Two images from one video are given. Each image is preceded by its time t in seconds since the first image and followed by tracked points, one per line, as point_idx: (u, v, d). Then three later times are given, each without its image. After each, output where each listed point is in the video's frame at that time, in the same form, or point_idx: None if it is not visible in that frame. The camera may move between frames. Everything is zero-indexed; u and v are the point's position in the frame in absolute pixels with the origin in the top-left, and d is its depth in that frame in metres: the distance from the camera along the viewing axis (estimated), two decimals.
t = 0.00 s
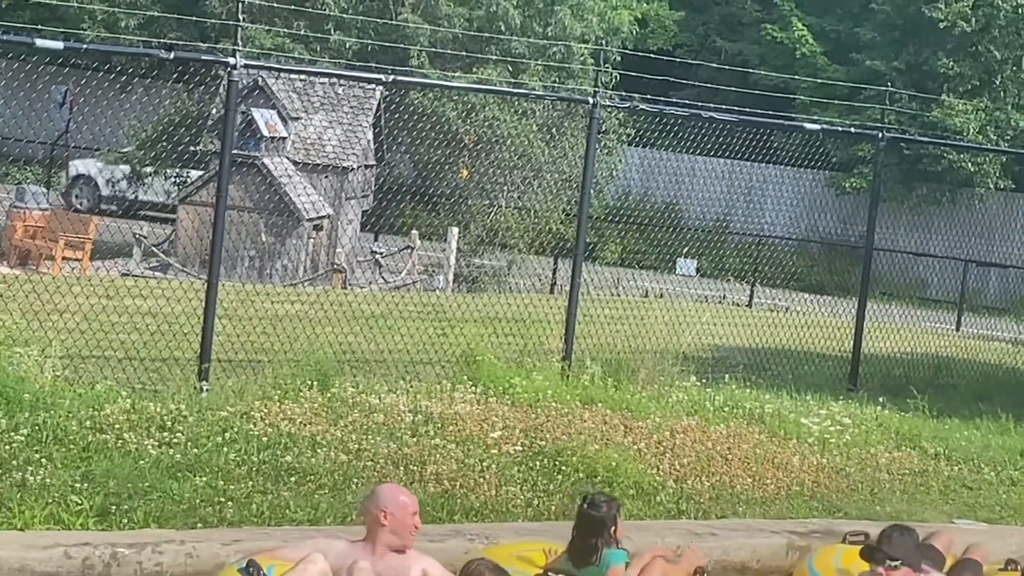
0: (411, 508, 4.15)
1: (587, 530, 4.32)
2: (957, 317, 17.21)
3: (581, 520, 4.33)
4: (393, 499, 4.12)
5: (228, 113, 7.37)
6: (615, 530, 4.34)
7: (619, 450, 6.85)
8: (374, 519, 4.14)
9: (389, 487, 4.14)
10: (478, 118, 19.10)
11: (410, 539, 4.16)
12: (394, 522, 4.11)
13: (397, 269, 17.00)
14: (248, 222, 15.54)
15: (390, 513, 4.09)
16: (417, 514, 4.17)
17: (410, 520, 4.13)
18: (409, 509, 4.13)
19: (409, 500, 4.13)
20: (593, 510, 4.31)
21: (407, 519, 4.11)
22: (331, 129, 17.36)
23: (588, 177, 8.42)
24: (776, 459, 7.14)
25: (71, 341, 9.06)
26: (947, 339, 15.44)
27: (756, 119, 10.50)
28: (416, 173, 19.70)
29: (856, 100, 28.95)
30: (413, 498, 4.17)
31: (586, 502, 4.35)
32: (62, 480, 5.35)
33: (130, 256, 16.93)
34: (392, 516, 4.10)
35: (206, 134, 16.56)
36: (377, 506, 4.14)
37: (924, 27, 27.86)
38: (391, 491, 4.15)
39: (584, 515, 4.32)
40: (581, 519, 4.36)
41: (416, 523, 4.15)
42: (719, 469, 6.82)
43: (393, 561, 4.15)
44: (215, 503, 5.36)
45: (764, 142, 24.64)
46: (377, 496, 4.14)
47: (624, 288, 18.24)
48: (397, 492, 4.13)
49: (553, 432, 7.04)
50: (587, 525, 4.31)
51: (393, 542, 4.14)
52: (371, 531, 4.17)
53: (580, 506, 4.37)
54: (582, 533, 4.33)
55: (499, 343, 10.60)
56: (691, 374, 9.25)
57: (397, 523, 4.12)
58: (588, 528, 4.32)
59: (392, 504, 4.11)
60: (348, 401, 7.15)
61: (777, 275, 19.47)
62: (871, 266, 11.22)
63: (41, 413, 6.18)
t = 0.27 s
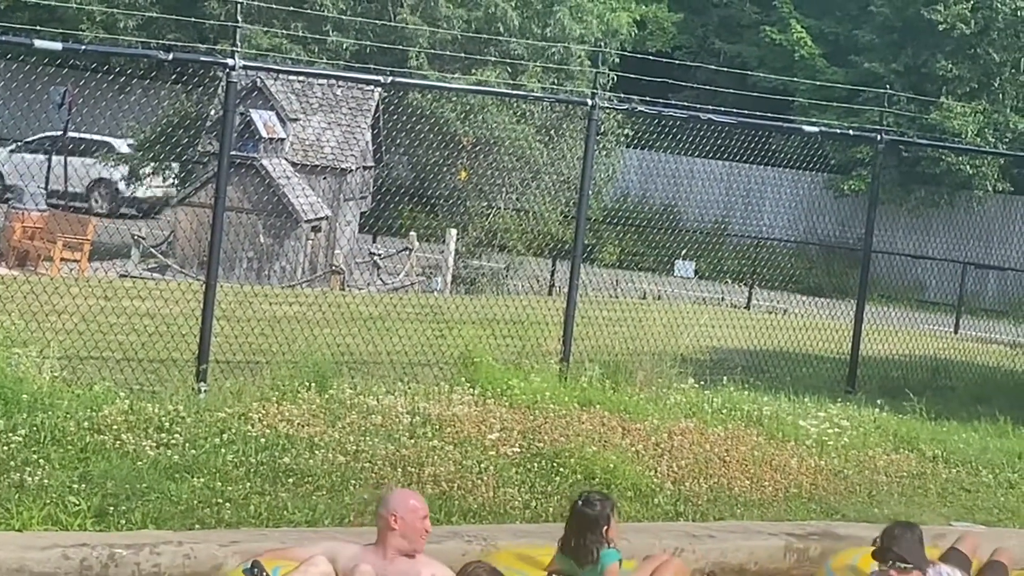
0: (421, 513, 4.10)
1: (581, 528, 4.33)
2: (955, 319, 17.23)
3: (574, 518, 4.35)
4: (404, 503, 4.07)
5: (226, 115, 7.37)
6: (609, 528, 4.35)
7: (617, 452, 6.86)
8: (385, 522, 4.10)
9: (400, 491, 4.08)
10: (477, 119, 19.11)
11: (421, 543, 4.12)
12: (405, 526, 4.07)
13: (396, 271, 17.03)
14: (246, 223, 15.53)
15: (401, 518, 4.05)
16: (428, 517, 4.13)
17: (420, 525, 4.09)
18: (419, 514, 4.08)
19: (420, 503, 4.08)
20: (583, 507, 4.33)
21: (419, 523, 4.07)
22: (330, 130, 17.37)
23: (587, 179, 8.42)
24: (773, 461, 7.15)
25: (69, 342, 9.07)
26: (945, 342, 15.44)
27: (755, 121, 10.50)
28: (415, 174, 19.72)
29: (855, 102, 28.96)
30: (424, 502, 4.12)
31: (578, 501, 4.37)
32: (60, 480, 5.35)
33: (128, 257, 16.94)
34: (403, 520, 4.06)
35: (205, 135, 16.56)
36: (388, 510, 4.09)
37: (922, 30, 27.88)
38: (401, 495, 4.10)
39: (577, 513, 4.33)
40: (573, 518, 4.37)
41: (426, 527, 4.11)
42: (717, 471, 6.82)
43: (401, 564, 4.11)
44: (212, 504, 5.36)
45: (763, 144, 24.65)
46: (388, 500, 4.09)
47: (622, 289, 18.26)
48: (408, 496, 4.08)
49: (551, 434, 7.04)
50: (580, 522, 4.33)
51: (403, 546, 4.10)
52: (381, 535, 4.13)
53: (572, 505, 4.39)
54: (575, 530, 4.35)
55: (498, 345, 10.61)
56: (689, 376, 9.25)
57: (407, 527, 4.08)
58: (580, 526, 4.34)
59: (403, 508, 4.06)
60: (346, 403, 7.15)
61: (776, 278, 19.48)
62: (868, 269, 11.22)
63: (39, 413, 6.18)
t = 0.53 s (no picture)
0: (428, 520, 4.11)
1: (581, 529, 4.36)
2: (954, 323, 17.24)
3: (576, 519, 4.38)
4: (410, 508, 4.08)
5: (226, 117, 7.37)
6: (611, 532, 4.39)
7: (615, 454, 6.86)
8: (389, 528, 4.11)
9: (408, 494, 4.10)
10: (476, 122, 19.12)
11: (425, 550, 4.12)
12: (408, 531, 4.07)
13: (394, 273, 17.05)
14: (245, 226, 15.55)
15: (404, 522, 4.06)
16: (433, 525, 4.14)
17: (424, 531, 4.09)
18: (425, 520, 4.09)
19: (425, 509, 4.09)
20: (586, 508, 4.37)
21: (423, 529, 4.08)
22: (329, 132, 17.38)
23: (586, 182, 8.43)
24: (772, 464, 7.16)
25: (68, 344, 9.08)
26: (943, 345, 15.45)
27: (754, 123, 10.50)
28: (414, 177, 19.75)
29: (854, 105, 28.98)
30: (430, 509, 4.13)
31: (580, 502, 4.41)
32: (59, 482, 5.35)
33: (127, 258, 16.96)
34: (407, 525, 4.07)
35: (204, 138, 16.57)
36: (394, 515, 4.10)
37: (921, 33, 27.92)
38: (408, 499, 4.12)
39: (579, 514, 4.37)
40: (575, 519, 4.41)
41: (431, 533, 4.11)
42: (715, 474, 6.83)
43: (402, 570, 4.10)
44: (211, 506, 5.36)
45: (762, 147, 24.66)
46: (393, 504, 4.11)
47: (620, 292, 18.28)
48: (415, 501, 4.10)
49: (549, 436, 7.04)
50: (581, 522, 4.36)
51: (405, 552, 4.10)
52: (386, 540, 4.14)
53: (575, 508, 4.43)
54: (575, 531, 4.37)
55: (496, 347, 10.61)
56: (687, 379, 9.25)
57: (411, 532, 4.08)
58: (580, 527, 4.37)
59: (408, 513, 4.07)
60: (344, 405, 7.16)
61: (775, 281, 19.49)
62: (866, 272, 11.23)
63: (37, 415, 6.19)
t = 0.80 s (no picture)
0: (418, 522, 4.09)
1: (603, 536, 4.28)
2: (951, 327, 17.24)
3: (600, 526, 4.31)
4: (398, 511, 4.06)
5: (224, 118, 7.37)
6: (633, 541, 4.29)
7: (613, 457, 6.86)
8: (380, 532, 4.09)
9: (398, 497, 4.09)
10: (473, 124, 19.12)
11: (415, 552, 4.09)
12: (398, 535, 4.05)
13: (392, 275, 17.07)
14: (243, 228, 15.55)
15: (393, 526, 4.04)
16: (424, 527, 4.11)
17: (414, 534, 4.07)
18: (414, 522, 4.07)
19: (415, 511, 4.07)
20: (612, 515, 4.29)
21: (410, 532, 4.04)
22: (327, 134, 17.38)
23: (584, 185, 8.42)
24: (770, 467, 7.16)
25: (66, 346, 9.08)
26: (941, 348, 15.45)
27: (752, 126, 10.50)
28: (412, 180, 19.76)
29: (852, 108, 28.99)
30: (420, 510, 4.10)
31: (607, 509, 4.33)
32: (56, 483, 5.35)
33: (126, 260, 16.97)
34: (396, 528, 4.05)
35: (203, 139, 16.57)
36: (383, 518, 4.08)
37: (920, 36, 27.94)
38: (402, 502, 4.11)
39: (603, 522, 4.30)
40: (599, 527, 4.33)
41: (421, 536, 4.08)
42: (713, 477, 6.82)
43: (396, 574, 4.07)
44: (209, 508, 5.36)
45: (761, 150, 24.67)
46: (384, 507, 4.10)
47: (618, 294, 18.29)
48: (403, 503, 4.07)
49: (547, 439, 7.04)
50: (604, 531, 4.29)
51: (396, 555, 4.07)
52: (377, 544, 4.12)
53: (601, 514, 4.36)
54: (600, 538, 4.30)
55: (495, 350, 10.61)
56: (685, 382, 9.25)
57: (400, 535, 4.06)
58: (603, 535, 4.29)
59: (397, 517, 4.05)
60: (342, 407, 7.15)
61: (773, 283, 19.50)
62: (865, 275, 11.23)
63: (35, 416, 6.18)
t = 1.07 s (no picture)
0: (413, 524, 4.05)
1: (584, 535, 4.23)
2: (949, 329, 17.25)
3: (579, 526, 4.25)
4: (391, 514, 4.03)
5: (222, 120, 7.36)
6: (615, 535, 4.25)
7: (611, 459, 6.87)
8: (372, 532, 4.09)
9: (394, 499, 4.06)
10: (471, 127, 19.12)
11: (405, 556, 4.06)
12: (388, 538, 4.04)
13: (390, 277, 17.06)
14: (241, 229, 15.54)
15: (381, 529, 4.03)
16: (418, 529, 4.07)
17: (404, 537, 4.04)
18: (408, 525, 4.03)
19: (409, 514, 4.04)
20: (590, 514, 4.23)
21: (397, 535, 4.02)
22: (325, 135, 17.37)
23: (581, 187, 8.42)
24: (768, 470, 7.16)
25: (63, 347, 9.07)
26: (939, 351, 15.45)
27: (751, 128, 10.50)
28: (411, 182, 19.76)
29: (850, 111, 29.01)
30: (415, 512, 4.06)
31: (583, 505, 4.28)
32: (53, 485, 5.35)
33: (123, 261, 16.94)
34: (385, 531, 4.04)
35: (201, 141, 16.56)
36: (378, 520, 4.08)
37: (918, 40, 27.96)
38: (398, 502, 4.07)
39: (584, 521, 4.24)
40: (579, 526, 4.27)
41: (412, 540, 4.05)
42: (712, 479, 6.83)
43: None
44: (206, 509, 5.36)
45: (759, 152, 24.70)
46: (379, 507, 4.08)
47: (616, 296, 18.28)
48: (399, 505, 4.04)
49: (544, 441, 7.03)
50: (584, 530, 4.23)
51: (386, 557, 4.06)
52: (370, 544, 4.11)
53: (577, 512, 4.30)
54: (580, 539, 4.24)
55: (493, 352, 10.61)
56: (683, 384, 9.25)
57: (389, 537, 4.04)
58: (586, 533, 4.23)
59: (389, 518, 4.03)
60: (340, 408, 7.15)
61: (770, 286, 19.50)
62: (863, 278, 11.24)
63: (32, 417, 6.18)
